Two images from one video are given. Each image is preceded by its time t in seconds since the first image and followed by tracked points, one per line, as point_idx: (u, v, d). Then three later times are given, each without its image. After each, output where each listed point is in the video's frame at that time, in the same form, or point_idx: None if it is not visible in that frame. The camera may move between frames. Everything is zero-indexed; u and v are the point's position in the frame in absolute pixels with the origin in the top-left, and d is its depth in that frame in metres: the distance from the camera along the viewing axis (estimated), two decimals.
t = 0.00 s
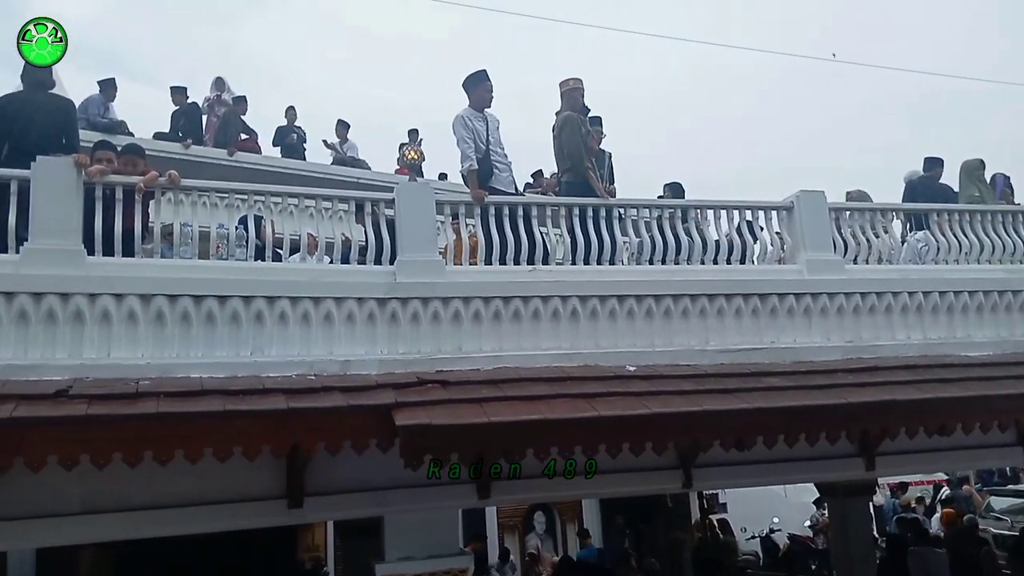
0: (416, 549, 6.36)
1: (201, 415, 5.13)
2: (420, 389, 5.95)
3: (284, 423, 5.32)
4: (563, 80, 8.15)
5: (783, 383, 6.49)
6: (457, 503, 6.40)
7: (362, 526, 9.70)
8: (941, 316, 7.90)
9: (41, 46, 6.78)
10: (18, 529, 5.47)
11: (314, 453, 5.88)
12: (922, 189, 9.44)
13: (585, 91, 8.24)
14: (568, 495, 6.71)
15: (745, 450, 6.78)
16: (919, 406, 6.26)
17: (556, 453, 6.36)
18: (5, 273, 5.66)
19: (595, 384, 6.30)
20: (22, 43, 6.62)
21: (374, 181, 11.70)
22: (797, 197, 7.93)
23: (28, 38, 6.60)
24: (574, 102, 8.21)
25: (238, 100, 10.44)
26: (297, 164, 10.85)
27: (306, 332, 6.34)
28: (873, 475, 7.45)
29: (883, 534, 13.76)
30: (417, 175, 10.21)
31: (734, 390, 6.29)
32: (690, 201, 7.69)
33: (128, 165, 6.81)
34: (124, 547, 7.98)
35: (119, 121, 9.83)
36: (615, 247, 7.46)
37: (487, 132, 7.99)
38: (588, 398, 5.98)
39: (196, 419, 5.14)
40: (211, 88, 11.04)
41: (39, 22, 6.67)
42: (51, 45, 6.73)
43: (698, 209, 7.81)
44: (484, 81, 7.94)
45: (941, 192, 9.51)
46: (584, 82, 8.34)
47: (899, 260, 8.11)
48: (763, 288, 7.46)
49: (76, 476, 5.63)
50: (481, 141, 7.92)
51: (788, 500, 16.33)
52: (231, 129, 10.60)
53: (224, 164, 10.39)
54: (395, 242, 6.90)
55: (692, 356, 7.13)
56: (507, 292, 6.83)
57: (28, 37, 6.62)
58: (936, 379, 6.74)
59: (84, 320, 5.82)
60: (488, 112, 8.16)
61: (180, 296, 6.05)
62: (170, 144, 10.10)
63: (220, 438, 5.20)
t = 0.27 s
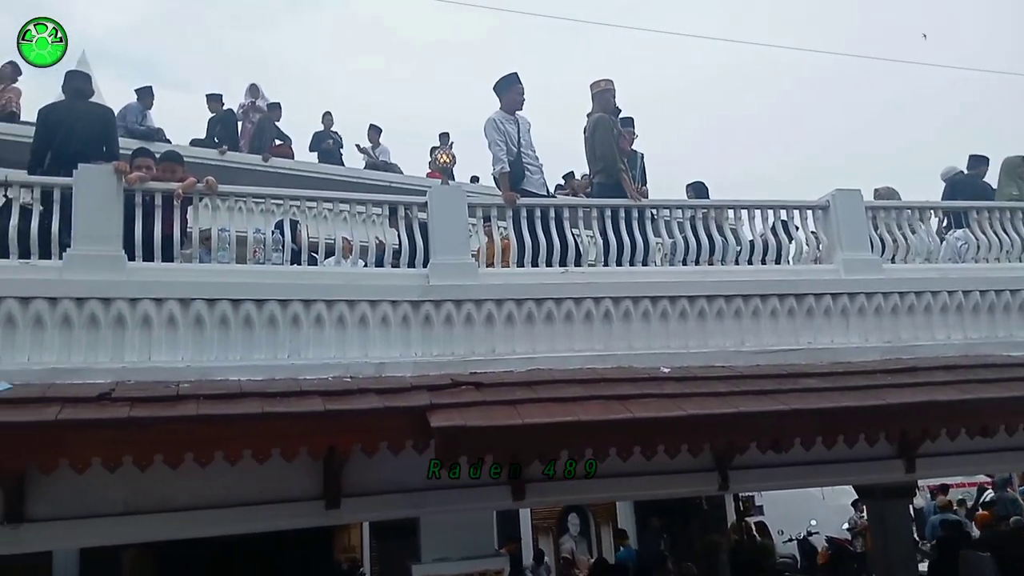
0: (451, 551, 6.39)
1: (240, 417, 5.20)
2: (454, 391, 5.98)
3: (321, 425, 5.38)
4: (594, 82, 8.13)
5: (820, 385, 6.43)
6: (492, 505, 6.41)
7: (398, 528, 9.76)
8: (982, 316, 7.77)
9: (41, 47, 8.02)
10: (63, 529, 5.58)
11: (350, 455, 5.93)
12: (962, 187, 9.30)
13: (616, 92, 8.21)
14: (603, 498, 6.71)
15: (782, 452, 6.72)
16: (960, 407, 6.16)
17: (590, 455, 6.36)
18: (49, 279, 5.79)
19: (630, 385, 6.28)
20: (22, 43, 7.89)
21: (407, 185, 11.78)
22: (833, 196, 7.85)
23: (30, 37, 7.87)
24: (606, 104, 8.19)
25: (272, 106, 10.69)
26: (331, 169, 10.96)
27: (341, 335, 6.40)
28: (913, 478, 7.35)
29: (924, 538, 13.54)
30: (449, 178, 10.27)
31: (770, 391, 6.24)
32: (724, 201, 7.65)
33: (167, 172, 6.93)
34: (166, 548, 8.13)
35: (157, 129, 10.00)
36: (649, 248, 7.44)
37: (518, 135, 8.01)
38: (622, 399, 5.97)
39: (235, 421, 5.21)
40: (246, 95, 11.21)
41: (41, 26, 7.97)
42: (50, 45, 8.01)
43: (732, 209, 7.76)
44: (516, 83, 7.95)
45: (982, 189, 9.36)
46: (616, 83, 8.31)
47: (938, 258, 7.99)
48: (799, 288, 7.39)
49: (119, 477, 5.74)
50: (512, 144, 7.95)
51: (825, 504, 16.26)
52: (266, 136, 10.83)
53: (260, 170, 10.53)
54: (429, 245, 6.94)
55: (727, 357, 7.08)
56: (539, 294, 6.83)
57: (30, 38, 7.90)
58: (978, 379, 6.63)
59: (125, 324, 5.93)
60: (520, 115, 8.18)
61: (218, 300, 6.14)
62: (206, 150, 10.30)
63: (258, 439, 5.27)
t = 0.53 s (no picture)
0: (487, 550, 6.41)
1: (278, 418, 5.26)
2: (488, 390, 6.00)
3: (357, 425, 5.43)
4: (625, 79, 8.11)
5: (859, 382, 6.36)
6: (528, 504, 6.43)
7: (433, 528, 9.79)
8: None
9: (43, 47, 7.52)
10: (107, 529, 5.69)
11: (385, 455, 5.98)
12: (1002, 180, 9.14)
13: (647, 89, 8.18)
14: (638, 497, 6.69)
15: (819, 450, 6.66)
16: (1003, 404, 6.06)
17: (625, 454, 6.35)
18: (91, 284, 5.91)
19: (665, 384, 6.26)
20: (24, 44, 7.41)
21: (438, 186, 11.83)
22: (869, 190, 7.76)
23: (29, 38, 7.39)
24: (637, 101, 8.17)
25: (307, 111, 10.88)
26: (363, 171, 11.03)
27: (376, 336, 6.46)
28: (954, 476, 7.24)
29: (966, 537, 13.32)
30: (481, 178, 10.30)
31: (807, 389, 6.18)
32: (757, 197, 7.59)
33: (204, 177, 7.03)
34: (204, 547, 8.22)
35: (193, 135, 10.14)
36: (682, 246, 7.40)
37: (550, 134, 8.02)
38: (657, 398, 5.95)
39: (273, 422, 5.28)
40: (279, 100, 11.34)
41: (41, 25, 7.47)
42: (51, 45, 7.48)
43: (766, 205, 7.70)
44: (547, 83, 7.96)
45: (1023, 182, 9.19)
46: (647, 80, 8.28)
47: (978, 252, 7.86)
48: (836, 284, 7.31)
49: (160, 477, 5.84)
50: (543, 144, 7.95)
51: (862, 501, 15.92)
52: (299, 140, 11.00)
53: (293, 173, 10.63)
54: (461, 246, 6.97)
55: (763, 355, 7.03)
56: (572, 293, 6.83)
57: (30, 37, 7.44)
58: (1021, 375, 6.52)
59: (165, 327, 6.03)
60: (551, 114, 8.19)
61: (255, 302, 6.22)
62: (241, 155, 10.33)
63: (296, 440, 5.33)
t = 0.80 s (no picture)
0: (516, 552, 6.42)
1: (308, 420, 5.31)
2: (516, 392, 6.01)
3: (387, 427, 5.46)
4: (650, 79, 8.09)
5: (891, 382, 6.29)
6: (557, 506, 6.43)
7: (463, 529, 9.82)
8: None
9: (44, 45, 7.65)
10: (141, 531, 5.77)
11: (414, 456, 6.01)
12: None
13: (673, 89, 8.15)
14: (668, 498, 6.66)
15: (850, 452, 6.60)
16: None
17: (654, 456, 6.33)
18: (125, 289, 6.00)
19: (694, 385, 6.23)
20: (22, 43, 7.55)
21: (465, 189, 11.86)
22: (900, 188, 7.67)
23: (29, 38, 7.56)
24: (663, 101, 8.15)
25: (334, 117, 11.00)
26: (390, 175, 11.10)
27: (403, 339, 6.49)
28: (990, 478, 7.13)
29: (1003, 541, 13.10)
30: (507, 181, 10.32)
31: (838, 390, 6.12)
32: (785, 196, 7.54)
33: (233, 182, 7.11)
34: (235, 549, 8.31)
35: (222, 141, 10.26)
36: (709, 246, 7.36)
37: (575, 136, 8.02)
38: (686, 400, 5.93)
39: (303, 425, 5.32)
40: (306, 105, 11.48)
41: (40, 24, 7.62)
42: (52, 45, 7.63)
43: (795, 205, 7.64)
44: (573, 85, 7.97)
45: None
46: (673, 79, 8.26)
47: (1013, 250, 7.74)
48: (867, 284, 7.24)
49: (193, 480, 5.91)
50: (569, 145, 7.95)
51: (897, 503, 15.75)
52: (327, 145, 11.11)
53: (320, 178, 10.72)
54: (487, 248, 6.98)
55: (793, 356, 6.97)
56: (599, 295, 6.82)
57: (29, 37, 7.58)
58: None
59: (197, 331, 6.10)
60: (577, 116, 8.19)
61: (285, 306, 6.27)
62: (269, 160, 10.43)
63: (326, 442, 5.37)
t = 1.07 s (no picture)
0: (547, 554, 6.41)
1: (340, 422, 5.35)
2: (545, 394, 6.01)
3: (418, 429, 5.49)
4: (679, 79, 8.05)
5: (926, 383, 6.21)
6: (588, 508, 6.42)
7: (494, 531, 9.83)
8: None
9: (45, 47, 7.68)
10: (177, 532, 5.84)
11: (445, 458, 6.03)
12: None
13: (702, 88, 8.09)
14: (700, 501, 6.62)
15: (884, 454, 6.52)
16: None
17: (685, 458, 6.30)
18: (159, 293, 6.09)
19: (725, 387, 6.19)
20: (23, 42, 7.61)
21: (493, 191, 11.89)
22: (934, 186, 7.57)
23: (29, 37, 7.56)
24: (691, 101, 8.11)
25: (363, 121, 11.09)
26: (419, 178, 11.16)
27: (433, 341, 6.52)
28: None
29: None
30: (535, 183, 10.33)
31: (872, 391, 6.06)
32: (816, 196, 7.47)
33: (265, 187, 7.19)
34: (267, 550, 8.39)
35: (253, 146, 10.37)
36: (740, 246, 7.31)
37: (603, 137, 8.01)
38: (717, 401, 5.89)
39: (335, 427, 5.37)
40: (335, 110, 11.57)
41: (39, 24, 7.61)
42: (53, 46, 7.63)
43: (826, 204, 7.57)
44: (602, 87, 7.95)
45: None
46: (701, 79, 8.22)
47: None
48: (901, 283, 7.15)
49: (227, 481, 5.97)
50: (597, 146, 7.94)
51: (933, 506, 15.56)
52: (356, 150, 11.21)
53: (350, 182, 10.80)
54: (516, 250, 6.99)
55: (825, 357, 6.91)
56: (629, 296, 6.81)
57: (29, 36, 7.56)
58: None
59: (231, 334, 6.18)
60: (606, 117, 8.18)
61: (316, 309, 6.33)
62: (299, 165, 10.53)
63: (357, 443, 5.41)
